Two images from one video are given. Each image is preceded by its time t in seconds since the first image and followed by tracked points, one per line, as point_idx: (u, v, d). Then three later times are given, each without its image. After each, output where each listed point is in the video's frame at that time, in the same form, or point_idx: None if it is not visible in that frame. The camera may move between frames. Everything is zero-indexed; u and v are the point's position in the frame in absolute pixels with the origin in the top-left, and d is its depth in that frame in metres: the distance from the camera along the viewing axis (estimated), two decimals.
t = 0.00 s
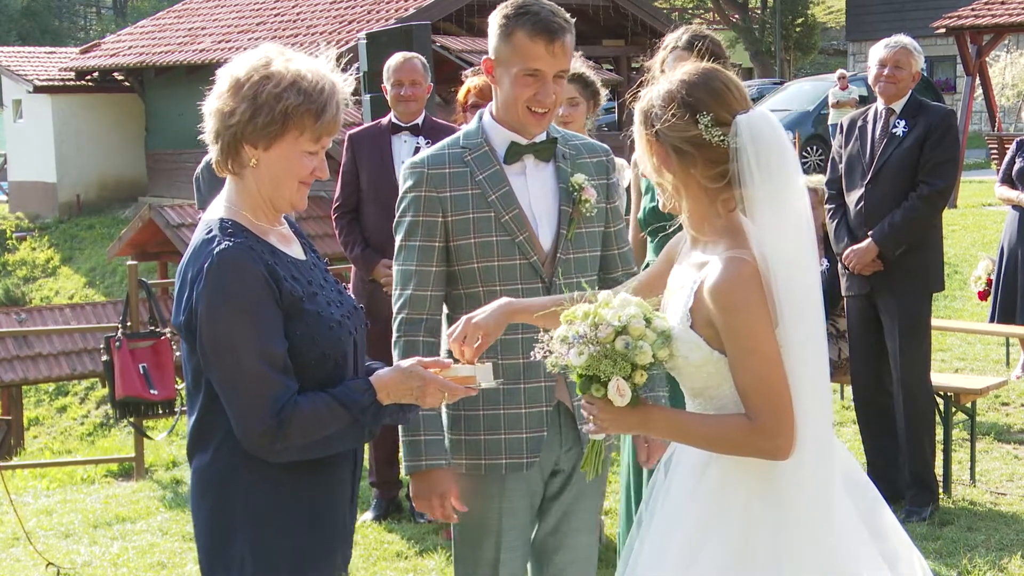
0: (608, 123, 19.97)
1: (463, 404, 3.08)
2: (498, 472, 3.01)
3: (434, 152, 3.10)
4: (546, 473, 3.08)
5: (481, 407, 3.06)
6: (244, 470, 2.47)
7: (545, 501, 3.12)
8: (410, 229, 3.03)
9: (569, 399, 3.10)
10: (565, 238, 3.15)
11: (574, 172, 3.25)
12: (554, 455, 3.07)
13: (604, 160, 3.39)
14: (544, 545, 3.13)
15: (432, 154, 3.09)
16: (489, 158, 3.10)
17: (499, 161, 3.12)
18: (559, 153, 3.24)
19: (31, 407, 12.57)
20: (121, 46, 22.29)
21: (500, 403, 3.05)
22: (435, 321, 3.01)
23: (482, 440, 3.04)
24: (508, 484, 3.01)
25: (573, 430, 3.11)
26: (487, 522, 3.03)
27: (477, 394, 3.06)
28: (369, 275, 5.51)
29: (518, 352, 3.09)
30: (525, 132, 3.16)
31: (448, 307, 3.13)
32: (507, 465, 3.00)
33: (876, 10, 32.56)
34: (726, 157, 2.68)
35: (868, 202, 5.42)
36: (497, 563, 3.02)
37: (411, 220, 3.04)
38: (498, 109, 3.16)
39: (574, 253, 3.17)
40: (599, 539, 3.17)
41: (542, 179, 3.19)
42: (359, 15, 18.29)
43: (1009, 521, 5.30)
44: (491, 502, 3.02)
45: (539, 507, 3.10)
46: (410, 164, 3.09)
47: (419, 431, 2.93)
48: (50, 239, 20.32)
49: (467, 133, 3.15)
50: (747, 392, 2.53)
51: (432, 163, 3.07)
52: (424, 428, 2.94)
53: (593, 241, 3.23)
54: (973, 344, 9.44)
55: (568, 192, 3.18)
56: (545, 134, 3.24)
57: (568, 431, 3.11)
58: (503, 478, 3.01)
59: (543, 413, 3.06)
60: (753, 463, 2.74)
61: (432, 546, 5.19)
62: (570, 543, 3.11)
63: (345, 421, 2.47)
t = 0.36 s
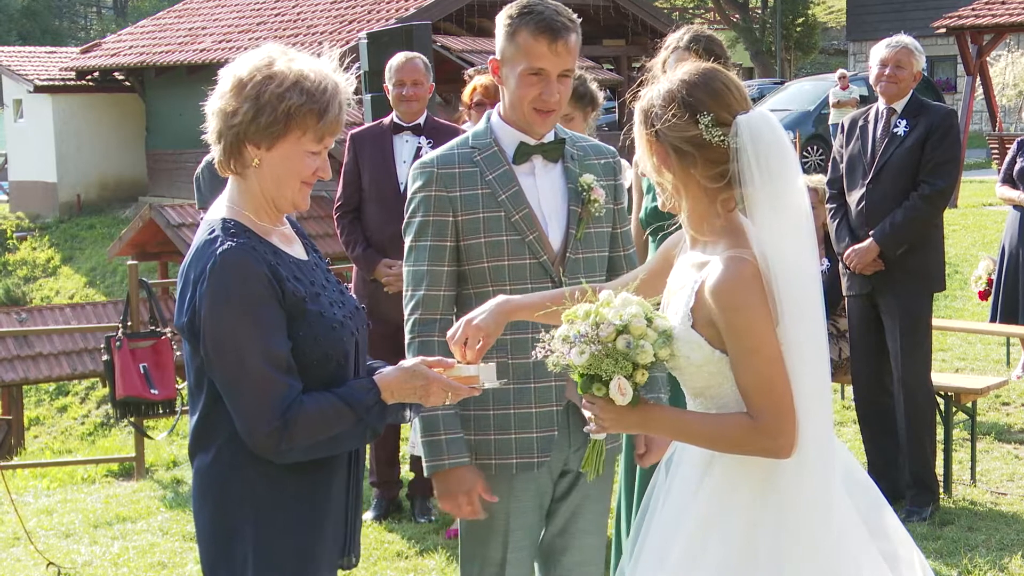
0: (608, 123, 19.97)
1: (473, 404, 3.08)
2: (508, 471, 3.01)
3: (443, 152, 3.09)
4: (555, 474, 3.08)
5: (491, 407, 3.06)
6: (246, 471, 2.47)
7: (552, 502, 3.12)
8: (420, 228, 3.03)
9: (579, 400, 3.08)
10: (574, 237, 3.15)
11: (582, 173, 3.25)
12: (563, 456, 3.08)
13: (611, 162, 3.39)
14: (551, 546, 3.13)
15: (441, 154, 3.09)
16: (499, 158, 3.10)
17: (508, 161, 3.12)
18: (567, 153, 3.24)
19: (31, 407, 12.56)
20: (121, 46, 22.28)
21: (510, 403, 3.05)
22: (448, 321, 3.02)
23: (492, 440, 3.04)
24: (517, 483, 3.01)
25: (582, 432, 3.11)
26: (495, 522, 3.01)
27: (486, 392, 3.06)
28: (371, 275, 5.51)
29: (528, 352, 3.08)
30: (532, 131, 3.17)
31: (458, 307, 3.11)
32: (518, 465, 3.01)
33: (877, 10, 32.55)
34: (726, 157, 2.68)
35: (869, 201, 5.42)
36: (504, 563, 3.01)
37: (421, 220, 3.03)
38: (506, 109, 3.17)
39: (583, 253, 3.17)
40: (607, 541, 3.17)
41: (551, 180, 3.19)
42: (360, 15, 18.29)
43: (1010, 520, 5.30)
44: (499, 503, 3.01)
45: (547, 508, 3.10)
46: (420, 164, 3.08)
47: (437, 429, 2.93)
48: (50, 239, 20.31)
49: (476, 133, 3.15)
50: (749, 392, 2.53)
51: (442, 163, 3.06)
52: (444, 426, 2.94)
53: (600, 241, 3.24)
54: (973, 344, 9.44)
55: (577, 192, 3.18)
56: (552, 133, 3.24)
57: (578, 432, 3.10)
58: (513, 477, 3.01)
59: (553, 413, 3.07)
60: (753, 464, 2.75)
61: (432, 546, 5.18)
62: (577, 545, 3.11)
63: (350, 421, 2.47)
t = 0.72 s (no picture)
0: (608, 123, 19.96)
1: (483, 402, 3.07)
2: (516, 471, 3.02)
3: (450, 153, 3.10)
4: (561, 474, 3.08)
5: (499, 406, 3.06)
6: (249, 471, 2.47)
7: (557, 503, 3.12)
8: (427, 229, 3.03)
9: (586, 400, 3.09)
10: (582, 237, 3.16)
11: (589, 172, 3.25)
12: (569, 456, 3.08)
13: (618, 162, 3.39)
14: (555, 547, 3.14)
15: (447, 155, 3.09)
16: (506, 158, 3.10)
17: (514, 161, 3.12)
18: (574, 153, 3.25)
19: (31, 407, 12.55)
20: (121, 46, 22.28)
21: (519, 403, 3.06)
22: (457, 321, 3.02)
23: (501, 440, 3.04)
24: (523, 483, 3.01)
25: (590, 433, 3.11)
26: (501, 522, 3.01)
27: (494, 391, 3.06)
28: (371, 275, 5.51)
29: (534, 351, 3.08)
30: (538, 131, 3.17)
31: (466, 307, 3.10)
32: (526, 466, 3.01)
33: (877, 10, 32.55)
34: (727, 157, 2.68)
35: (870, 201, 5.42)
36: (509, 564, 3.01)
37: (429, 221, 3.03)
38: (511, 109, 3.18)
39: (591, 253, 3.18)
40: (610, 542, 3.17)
41: (558, 180, 3.19)
42: (359, 15, 18.28)
43: (1010, 520, 5.30)
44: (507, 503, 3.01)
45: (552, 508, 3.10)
46: (426, 165, 3.09)
47: (456, 429, 2.95)
48: (50, 239, 20.30)
49: (482, 134, 3.15)
50: (750, 391, 2.53)
51: (448, 164, 3.06)
52: (465, 426, 2.96)
53: (608, 240, 3.25)
54: (973, 344, 9.44)
55: (585, 192, 3.19)
56: (558, 132, 3.24)
57: (585, 433, 3.11)
58: (520, 477, 3.01)
59: (562, 414, 3.08)
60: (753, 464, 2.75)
61: (432, 546, 5.18)
62: (580, 545, 3.11)
63: (352, 420, 2.47)
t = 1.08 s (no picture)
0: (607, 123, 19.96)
1: (489, 403, 3.07)
2: (522, 471, 3.01)
3: (457, 153, 3.09)
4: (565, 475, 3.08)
5: (506, 406, 3.06)
6: (250, 472, 2.47)
7: (561, 503, 3.12)
8: (434, 229, 3.02)
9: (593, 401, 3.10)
10: (589, 237, 3.16)
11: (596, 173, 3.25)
12: (575, 457, 3.09)
13: (623, 162, 3.39)
14: (558, 547, 3.14)
15: (454, 154, 3.09)
16: (513, 158, 3.10)
17: (521, 161, 3.12)
18: (580, 154, 3.25)
19: (31, 407, 12.55)
20: (121, 45, 22.28)
21: (525, 403, 3.06)
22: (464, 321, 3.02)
23: (507, 441, 3.04)
24: (528, 484, 3.01)
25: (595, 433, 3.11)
26: (504, 522, 3.01)
27: (499, 392, 3.06)
28: (371, 275, 5.51)
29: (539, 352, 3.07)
30: (544, 132, 3.18)
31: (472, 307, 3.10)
32: (531, 466, 3.01)
33: (876, 10, 32.56)
34: (729, 157, 2.68)
35: (870, 201, 5.42)
36: (513, 564, 3.01)
37: (435, 220, 3.03)
38: (515, 110, 3.18)
39: (597, 254, 3.18)
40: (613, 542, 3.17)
41: (565, 180, 3.19)
42: (359, 15, 18.28)
43: (1010, 520, 5.29)
44: (512, 503, 3.01)
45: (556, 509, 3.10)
46: (433, 164, 3.08)
47: (459, 430, 2.95)
48: (50, 239, 20.30)
49: (488, 134, 3.15)
50: (751, 390, 2.53)
51: (455, 163, 3.06)
52: (468, 427, 2.96)
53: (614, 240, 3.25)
54: (973, 344, 9.44)
55: (592, 192, 3.19)
56: (563, 132, 3.25)
57: (590, 433, 3.11)
58: (525, 478, 3.01)
59: (568, 414, 3.08)
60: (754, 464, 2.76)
61: (432, 546, 5.18)
62: (584, 545, 3.10)
63: (355, 420, 2.47)
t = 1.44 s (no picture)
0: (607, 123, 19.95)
1: (490, 403, 3.07)
2: (523, 471, 3.01)
3: (462, 152, 3.09)
4: (566, 475, 3.08)
5: (508, 406, 3.06)
6: (252, 471, 2.47)
7: (562, 504, 3.12)
8: (437, 228, 3.03)
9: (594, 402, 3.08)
10: (592, 238, 3.16)
11: (601, 173, 3.24)
12: (576, 457, 3.08)
13: (629, 163, 3.38)
14: (558, 547, 3.14)
15: (459, 153, 3.09)
16: (518, 158, 3.10)
17: (526, 161, 3.12)
18: (585, 154, 3.24)
19: (31, 407, 12.55)
20: (121, 45, 22.28)
21: (527, 403, 3.05)
22: (467, 321, 3.02)
23: (508, 441, 3.04)
24: (529, 484, 3.01)
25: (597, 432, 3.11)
26: (505, 523, 3.01)
27: (501, 392, 3.06)
28: (372, 275, 5.51)
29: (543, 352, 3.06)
30: (547, 133, 3.17)
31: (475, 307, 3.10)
32: (532, 466, 3.01)
33: (876, 10, 32.56)
34: (729, 155, 2.68)
35: (870, 201, 5.42)
36: (514, 564, 3.01)
37: (439, 219, 3.03)
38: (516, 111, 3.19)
39: (600, 255, 3.18)
40: (614, 543, 3.17)
41: (569, 180, 3.19)
42: (359, 15, 18.28)
43: (1010, 520, 5.29)
44: (512, 503, 3.02)
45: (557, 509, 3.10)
46: (437, 163, 3.08)
47: (458, 430, 2.94)
48: (50, 239, 20.30)
49: (494, 134, 3.15)
50: (747, 390, 2.53)
51: (460, 162, 3.06)
52: (467, 427, 2.96)
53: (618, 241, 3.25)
54: (973, 344, 9.44)
55: (596, 193, 3.18)
56: (569, 132, 3.24)
57: (592, 434, 3.10)
58: (526, 479, 3.02)
59: (570, 415, 3.08)
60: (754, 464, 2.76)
61: (432, 546, 5.18)
62: (585, 546, 3.10)
63: (359, 420, 2.47)
